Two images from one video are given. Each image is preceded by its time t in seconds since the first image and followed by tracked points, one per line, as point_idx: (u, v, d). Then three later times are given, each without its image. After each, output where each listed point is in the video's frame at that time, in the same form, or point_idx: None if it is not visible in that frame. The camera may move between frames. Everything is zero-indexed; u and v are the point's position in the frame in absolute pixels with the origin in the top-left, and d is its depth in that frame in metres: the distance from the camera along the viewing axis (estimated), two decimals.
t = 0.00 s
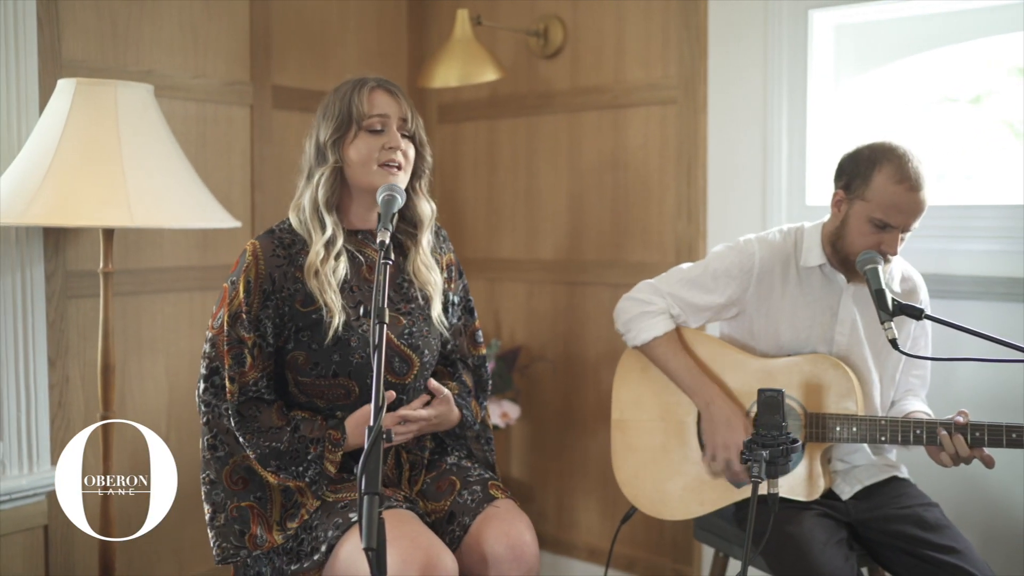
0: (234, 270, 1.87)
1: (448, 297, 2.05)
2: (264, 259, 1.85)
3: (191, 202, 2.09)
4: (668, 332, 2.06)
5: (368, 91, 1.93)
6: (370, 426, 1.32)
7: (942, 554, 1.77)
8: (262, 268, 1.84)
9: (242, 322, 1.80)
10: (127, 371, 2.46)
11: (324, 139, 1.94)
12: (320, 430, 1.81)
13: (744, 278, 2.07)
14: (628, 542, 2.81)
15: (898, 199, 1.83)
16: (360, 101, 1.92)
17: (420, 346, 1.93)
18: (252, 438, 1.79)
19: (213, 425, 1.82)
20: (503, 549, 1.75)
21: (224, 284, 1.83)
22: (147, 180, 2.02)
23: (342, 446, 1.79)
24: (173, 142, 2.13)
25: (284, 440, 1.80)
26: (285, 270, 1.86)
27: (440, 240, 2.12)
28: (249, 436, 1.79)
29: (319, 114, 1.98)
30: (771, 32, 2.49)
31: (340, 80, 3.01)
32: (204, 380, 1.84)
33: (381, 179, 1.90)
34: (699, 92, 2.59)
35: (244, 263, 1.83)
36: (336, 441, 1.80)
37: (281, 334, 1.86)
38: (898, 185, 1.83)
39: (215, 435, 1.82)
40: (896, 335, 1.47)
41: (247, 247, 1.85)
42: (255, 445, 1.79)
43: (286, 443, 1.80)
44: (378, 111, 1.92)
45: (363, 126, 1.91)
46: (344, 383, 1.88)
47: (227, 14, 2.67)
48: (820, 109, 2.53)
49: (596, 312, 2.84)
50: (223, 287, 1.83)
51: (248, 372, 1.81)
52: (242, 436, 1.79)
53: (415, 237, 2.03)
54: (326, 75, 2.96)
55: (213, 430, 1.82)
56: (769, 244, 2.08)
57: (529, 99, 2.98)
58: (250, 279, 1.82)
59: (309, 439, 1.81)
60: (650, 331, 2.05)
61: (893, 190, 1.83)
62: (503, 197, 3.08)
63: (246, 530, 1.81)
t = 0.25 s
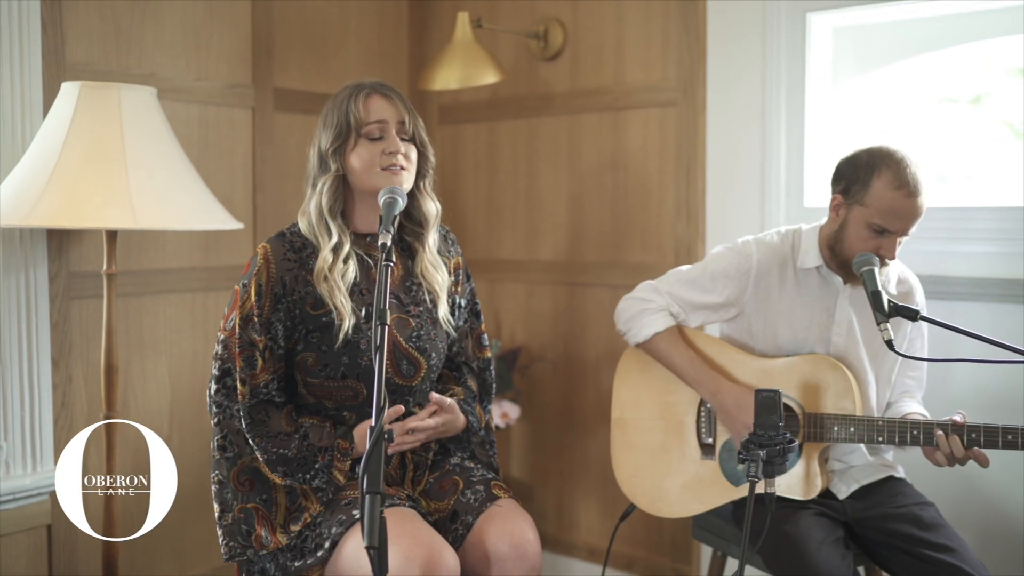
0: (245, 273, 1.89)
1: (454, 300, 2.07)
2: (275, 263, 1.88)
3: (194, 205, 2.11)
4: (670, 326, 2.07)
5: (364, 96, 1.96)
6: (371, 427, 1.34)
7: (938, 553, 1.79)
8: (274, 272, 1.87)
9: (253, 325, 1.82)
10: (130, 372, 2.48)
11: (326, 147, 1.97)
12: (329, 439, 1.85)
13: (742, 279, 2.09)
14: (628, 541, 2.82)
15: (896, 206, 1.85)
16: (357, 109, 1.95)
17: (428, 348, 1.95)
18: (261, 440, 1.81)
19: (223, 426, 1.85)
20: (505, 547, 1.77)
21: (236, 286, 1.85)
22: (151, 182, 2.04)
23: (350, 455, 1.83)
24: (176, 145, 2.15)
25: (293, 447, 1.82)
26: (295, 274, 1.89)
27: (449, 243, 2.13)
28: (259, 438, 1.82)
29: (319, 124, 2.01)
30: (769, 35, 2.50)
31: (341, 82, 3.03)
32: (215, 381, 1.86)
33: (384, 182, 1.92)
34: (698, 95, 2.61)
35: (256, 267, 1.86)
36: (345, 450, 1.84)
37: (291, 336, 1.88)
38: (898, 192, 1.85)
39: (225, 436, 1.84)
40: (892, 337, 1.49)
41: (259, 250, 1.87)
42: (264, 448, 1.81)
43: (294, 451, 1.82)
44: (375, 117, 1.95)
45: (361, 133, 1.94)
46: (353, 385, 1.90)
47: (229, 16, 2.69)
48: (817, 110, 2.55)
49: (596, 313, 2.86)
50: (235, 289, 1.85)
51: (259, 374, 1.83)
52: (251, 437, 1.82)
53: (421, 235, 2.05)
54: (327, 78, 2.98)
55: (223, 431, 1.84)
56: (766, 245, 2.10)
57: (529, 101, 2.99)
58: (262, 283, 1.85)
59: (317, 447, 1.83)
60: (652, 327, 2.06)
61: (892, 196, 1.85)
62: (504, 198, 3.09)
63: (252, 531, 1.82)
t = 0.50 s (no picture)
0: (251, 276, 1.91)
1: (458, 300, 2.09)
2: (280, 267, 1.90)
3: (197, 208, 2.13)
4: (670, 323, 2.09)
5: (361, 100, 1.98)
6: (374, 428, 1.37)
7: (933, 552, 1.81)
8: (279, 276, 1.89)
9: (257, 328, 1.85)
10: (133, 373, 2.50)
11: (325, 152, 1.99)
12: (333, 443, 1.87)
13: (740, 281, 2.12)
14: (626, 541, 2.84)
15: (896, 210, 1.87)
16: (354, 113, 1.97)
17: (431, 349, 1.97)
18: (266, 443, 1.84)
19: (230, 427, 1.87)
20: (506, 546, 1.79)
21: (241, 290, 1.88)
22: (155, 186, 2.06)
23: (355, 459, 1.85)
24: (179, 149, 2.17)
25: (296, 450, 1.84)
26: (299, 277, 1.91)
27: (453, 245, 2.15)
28: (263, 441, 1.84)
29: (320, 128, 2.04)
30: (767, 39, 2.53)
31: (342, 85, 3.05)
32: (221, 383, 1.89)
33: (385, 186, 1.94)
34: (696, 98, 2.63)
35: (261, 270, 1.88)
36: (350, 454, 1.86)
37: (296, 338, 1.90)
38: (898, 197, 1.87)
39: (231, 437, 1.87)
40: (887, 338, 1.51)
41: (263, 254, 1.90)
42: (269, 450, 1.84)
43: (297, 453, 1.84)
44: (372, 121, 1.97)
45: (359, 136, 1.96)
46: (357, 386, 1.92)
47: (231, 20, 2.71)
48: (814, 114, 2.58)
49: (595, 314, 2.88)
50: (240, 293, 1.87)
51: (264, 377, 1.85)
52: (255, 439, 1.84)
53: (424, 236, 2.07)
54: (328, 81, 3.00)
55: (229, 433, 1.87)
56: (764, 250, 2.13)
57: (529, 104, 3.01)
58: (266, 286, 1.87)
59: (320, 450, 1.86)
60: (652, 324, 2.08)
61: (892, 202, 1.87)
62: (503, 201, 3.12)
63: (257, 531, 1.85)
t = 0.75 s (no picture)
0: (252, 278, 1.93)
1: (456, 301, 2.12)
2: (280, 269, 1.92)
3: (200, 210, 2.15)
4: (663, 333, 2.13)
5: (361, 103, 2.01)
6: (376, 427, 1.39)
7: (926, 549, 1.84)
8: (279, 278, 1.91)
9: (259, 329, 1.87)
10: (136, 373, 2.52)
11: (326, 155, 2.02)
12: (334, 452, 1.90)
13: (740, 281, 2.14)
14: (625, 539, 2.87)
15: (894, 213, 1.89)
16: (353, 116, 1.99)
17: (430, 350, 1.99)
18: (270, 443, 1.86)
19: (232, 428, 1.89)
20: (504, 544, 1.81)
21: (242, 292, 1.90)
22: (159, 188, 2.09)
23: (357, 468, 1.88)
24: (182, 152, 2.19)
25: (297, 458, 1.87)
26: (300, 280, 1.93)
27: (451, 246, 2.18)
28: (268, 441, 1.86)
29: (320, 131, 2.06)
30: (764, 42, 2.55)
31: (343, 87, 3.07)
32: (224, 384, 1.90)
33: (385, 188, 1.96)
34: (694, 100, 2.66)
35: (261, 272, 1.90)
36: (351, 464, 1.88)
37: (296, 340, 1.93)
38: (896, 200, 1.88)
39: (233, 437, 1.89)
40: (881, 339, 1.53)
41: (263, 256, 1.92)
42: (272, 452, 1.86)
43: (298, 462, 1.87)
44: (372, 124, 1.99)
45: (359, 139, 1.99)
46: (357, 386, 1.94)
47: (233, 23, 2.73)
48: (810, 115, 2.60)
49: (594, 315, 2.90)
50: (241, 294, 1.89)
51: (266, 378, 1.88)
52: (260, 439, 1.87)
53: (422, 239, 2.10)
54: (329, 83, 3.02)
55: (232, 433, 1.89)
56: (765, 250, 2.15)
57: (528, 106, 3.04)
58: (267, 288, 1.89)
59: (321, 459, 1.88)
60: (646, 332, 2.12)
61: (890, 204, 1.88)
62: (503, 202, 3.14)
63: (257, 531, 1.87)
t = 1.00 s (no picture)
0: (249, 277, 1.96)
1: (451, 300, 2.14)
2: (276, 267, 1.94)
3: (202, 210, 2.17)
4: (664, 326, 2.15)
5: (361, 104, 2.03)
6: (376, 424, 1.42)
7: (919, 545, 1.88)
8: (275, 276, 1.94)
9: (257, 327, 1.89)
10: (138, 372, 2.54)
11: (325, 154, 2.04)
12: (333, 450, 1.93)
13: (735, 281, 2.17)
14: (623, 537, 2.89)
15: (885, 217, 1.91)
16: (353, 117, 2.01)
17: (425, 348, 2.02)
18: (271, 441, 1.89)
19: (231, 425, 1.92)
20: (503, 541, 1.84)
21: (240, 290, 1.92)
22: (161, 189, 2.11)
23: (357, 465, 1.91)
24: (184, 153, 2.22)
25: (297, 456, 1.90)
26: (296, 278, 1.96)
27: (445, 246, 2.20)
28: (269, 438, 1.89)
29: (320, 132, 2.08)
30: (760, 44, 2.58)
31: (343, 89, 3.10)
32: (223, 382, 1.93)
33: (382, 189, 1.99)
34: (691, 102, 2.68)
35: (258, 271, 1.93)
36: (350, 462, 1.91)
37: (293, 337, 1.95)
38: (887, 205, 1.91)
39: (232, 434, 1.91)
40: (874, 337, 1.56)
41: (260, 255, 1.94)
42: (273, 450, 1.89)
43: (298, 459, 1.90)
44: (371, 125, 2.02)
45: (358, 140, 2.01)
46: (352, 384, 1.96)
47: (234, 25, 2.75)
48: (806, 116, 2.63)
49: (592, 314, 2.93)
50: (238, 293, 1.91)
51: (265, 375, 1.90)
52: (261, 436, 1.89)
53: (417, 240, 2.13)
54: (330, 84, 3.05)
55: (231, 430, 1.91)
56: (761, 250, 2.17)
57: (527, 107, 3.06)
58: (264, 286, 1.91)
59: (320, 457, 1.92)
60: (647, 324, 2.15)
61: (882, 208, 1.91)
62: (502, 202, 3.16)
63: (257, 528, 1.90)
